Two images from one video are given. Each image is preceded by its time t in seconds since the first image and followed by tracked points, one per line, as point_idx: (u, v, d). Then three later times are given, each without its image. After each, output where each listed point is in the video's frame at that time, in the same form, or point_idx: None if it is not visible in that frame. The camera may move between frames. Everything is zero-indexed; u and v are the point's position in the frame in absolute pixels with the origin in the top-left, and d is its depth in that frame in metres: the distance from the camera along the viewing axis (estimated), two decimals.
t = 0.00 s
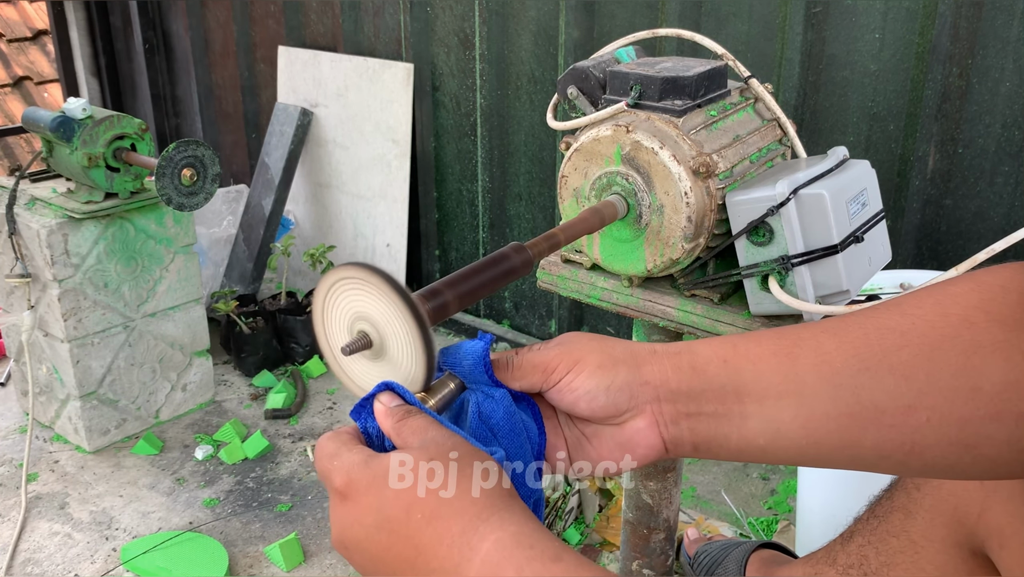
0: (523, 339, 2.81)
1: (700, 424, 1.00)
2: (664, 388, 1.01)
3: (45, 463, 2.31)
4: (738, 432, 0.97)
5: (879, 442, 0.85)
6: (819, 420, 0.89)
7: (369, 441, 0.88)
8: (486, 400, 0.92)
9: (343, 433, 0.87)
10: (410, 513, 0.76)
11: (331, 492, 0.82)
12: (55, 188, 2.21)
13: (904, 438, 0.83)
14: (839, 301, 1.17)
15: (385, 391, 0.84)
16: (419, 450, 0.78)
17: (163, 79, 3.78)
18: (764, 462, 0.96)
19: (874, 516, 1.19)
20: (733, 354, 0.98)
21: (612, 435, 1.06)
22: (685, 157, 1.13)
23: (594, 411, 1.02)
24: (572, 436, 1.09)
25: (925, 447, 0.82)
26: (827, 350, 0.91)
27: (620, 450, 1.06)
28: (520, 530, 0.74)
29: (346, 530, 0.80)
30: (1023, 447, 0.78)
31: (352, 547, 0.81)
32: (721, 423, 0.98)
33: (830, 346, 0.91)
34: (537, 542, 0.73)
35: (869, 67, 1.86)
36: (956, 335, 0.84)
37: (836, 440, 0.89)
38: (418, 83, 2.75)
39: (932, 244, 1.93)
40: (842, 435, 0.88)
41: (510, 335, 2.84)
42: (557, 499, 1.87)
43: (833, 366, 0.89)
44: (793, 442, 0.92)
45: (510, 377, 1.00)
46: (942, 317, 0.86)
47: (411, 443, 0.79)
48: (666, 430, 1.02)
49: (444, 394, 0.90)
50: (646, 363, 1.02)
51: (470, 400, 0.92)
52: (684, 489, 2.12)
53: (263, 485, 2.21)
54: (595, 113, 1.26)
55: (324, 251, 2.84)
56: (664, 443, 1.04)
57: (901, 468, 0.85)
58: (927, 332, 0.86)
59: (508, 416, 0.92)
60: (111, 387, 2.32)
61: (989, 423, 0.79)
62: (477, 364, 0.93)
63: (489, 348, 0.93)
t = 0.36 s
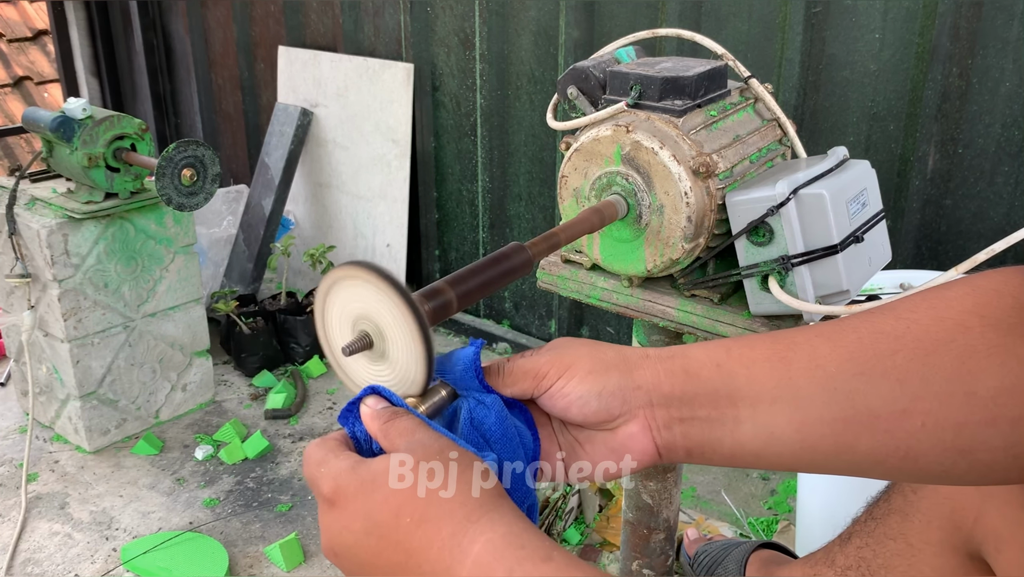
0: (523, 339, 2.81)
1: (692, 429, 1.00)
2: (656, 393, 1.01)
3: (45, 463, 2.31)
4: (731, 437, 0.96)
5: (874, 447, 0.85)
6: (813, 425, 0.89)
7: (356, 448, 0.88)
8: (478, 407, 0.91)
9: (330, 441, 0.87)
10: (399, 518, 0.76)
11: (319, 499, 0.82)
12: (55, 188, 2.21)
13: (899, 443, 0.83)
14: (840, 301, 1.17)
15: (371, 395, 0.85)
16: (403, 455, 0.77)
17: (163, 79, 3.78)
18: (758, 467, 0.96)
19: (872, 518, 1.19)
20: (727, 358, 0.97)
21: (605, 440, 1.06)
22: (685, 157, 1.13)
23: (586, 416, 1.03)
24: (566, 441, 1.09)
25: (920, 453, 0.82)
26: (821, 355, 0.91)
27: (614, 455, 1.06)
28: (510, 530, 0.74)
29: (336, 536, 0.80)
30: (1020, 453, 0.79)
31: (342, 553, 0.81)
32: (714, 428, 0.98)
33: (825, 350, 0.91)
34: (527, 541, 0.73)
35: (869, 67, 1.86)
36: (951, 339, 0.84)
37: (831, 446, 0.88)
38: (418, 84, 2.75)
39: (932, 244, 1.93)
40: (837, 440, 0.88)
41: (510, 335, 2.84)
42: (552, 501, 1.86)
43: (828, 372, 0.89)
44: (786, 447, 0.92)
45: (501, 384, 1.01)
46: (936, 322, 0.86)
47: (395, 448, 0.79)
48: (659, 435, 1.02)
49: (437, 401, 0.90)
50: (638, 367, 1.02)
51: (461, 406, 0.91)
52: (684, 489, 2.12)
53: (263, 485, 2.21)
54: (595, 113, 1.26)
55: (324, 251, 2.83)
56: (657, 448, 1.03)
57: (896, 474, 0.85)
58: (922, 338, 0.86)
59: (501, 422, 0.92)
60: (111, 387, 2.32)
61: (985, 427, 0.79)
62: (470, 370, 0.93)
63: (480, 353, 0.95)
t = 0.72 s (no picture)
0: (523, 339, 2.81)
1: (688, 432, 0.99)
2: (651, 396, 1.01)
3: (46, 462, 2.31)
4: (726, 440, 0.97)
5: (869, 451, 0.85)
6: (810, 428, 0.90)
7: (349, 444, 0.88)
8: (471, 406, 0.90)
9: (325, 439, 0.86)
10: (395, 516, 0.76)
11: (315, 498, 0.82)
12: (55, 188, 2.21)
13: (894, 446, 0.83)
14: (840, 301, 1.17)
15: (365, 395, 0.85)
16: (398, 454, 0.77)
17: (163, 79, 3.78)
18: (754, 472, 0.96)
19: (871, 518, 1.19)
20: (722, 362, 0.98)
21: (599, 443, 1.06)
22: (686, 157, 1.13)
23: (581, 417, 1.02)
24: (563, 444, 1.10)
25: (916, 456, 0.82)
26: (817, 358, 0.92)
27: (610, 459, 1.06)
28: (506, 528, 0.74)
29: (331, 534, 0.80)
30: (1017, 457, 0.78)
31: (338, 551, 0.81)
32: (710, 431, 0.98)
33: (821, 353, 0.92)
34: (524, 539, 0.74)
35: (869, 67, 1.87)
36: (947, 343, 0.84)
37: (828, 449, 0.89)
38: (418, 83, 2.75)
39: (933, 244, 1.93)
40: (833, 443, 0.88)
41: (510, 335, 2.84)
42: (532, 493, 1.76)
43: (824, 374, 0.90)
44: (782, 450, 0.92)
45: (495, 384, 1.01)
46: (933, 325, 0.87)
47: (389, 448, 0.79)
48: (653, 437, 1.02)
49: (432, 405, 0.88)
50: (633, 370, 1.02)
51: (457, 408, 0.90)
52: (684, 488, 2.12)
53: (263, 485, 2.21)
54: (595, 113, 1.26)
55: (324, 251, 2.83)
56: (651, 452, 1.04)
57: (893, 478, 0.85)
58: (917, 341, 0.86)
59: (494, 421, 0.90)
60: (111, 387, 2.32)
61: (981, 432, 0.79)
62: (463, 369, 0.92)
63: (474, 352, 0.93)
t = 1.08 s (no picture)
0: (523, 339, 2.81)
1: (700, 427, 0.99)
2: (664, 390, 1.00)
3: (45, 462, 2.31)
4: (738, 435, 0.96)
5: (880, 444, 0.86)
6: (821, 422, 0.90)
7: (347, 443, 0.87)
8: (480, 405, 0.89)
9: (319, 437, 0.86)
10: (383, 513, 0.76)
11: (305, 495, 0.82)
12: (55, 188, 2.21)
13: (907, 441, 0.84)
14: (839, 301, 1.17)
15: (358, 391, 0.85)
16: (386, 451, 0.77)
17: (163, 79, 3.78)
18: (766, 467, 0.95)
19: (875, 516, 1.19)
20: (735, 356, 0.97)
21: (612, 439, 1.05)
22: (685, 157, 1.13)
23: (594, 413, 1.02)
24: (573, 442, 1.08)
25: (928, 452, 0.83)
26: (830, 352, 0.91)
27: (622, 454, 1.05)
28: (492, 521, 0.75)
29: (322, 531, 0.80)
30: None
31: (329, 548, 0.81)
32: (722, 426, 0.98)
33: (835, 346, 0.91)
34: (508, 532, 0.74)
35: (869, 67, 1.86)
36: (960, 339, 0.84)
37: (841, 443, 0.88)
38: (418, 83, 2.75)
39: (932, 244, 1.92)
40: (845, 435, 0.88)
41: (510, 335, 2.84)
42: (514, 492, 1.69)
43: (835, 367, 0.89)
44: (794, 445, 0.92)
45: (506, 380, 1.02)
46: (945, 320, 0.86)
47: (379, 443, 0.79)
48: (666, 432, 1.02)
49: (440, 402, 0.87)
50: (645, 363, 1.02)
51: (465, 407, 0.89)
52: (684, 489, 2.12)
53: (263, 485, 2.21)
54: (595, 113, 1.26)
55: (324, 251, 2.83)
56: (664, 446, 1.02)
57: (903, 472, 0.85)
58: (929, 335, 0.86)
59: (502, 422, 0.90)
60: (111, 387, 2.32)
61: (993, 426, 0.80)
62: (472, 367, 0.93)
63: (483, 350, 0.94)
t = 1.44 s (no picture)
0: (523, 339, 2.81)
1: (697, 426, 0.97)
2: (656, 389, 0.98)
3: (45, 462, 2.31)
4: (736, 434, 0.94)
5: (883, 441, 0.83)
6: (826, 420, 0.86)
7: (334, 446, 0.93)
8: (461, 418, 0.91)
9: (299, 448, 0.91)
10: (323, 501, 0.79)
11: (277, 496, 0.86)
12: (55, 188, 2.21)
13: (913, 437, 0.81)
14: (840, 301, 1.17)
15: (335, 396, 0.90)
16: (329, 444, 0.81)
17: (163, 79, 3.78)
18: (767, 466, 0.93)
19: (875, 515, 1.19)
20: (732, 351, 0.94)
21: (607, 441, 1.05)
22: (686, 156, 1.13)
23: (582, 418, 1.02)
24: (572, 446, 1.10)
25: (934, 447, 0.80)
26: (833, 347, 0.88)
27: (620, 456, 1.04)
28: (411, 496, 0.75)
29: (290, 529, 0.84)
30: None
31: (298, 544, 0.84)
32: (722, 423, 0.95)
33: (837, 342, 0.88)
34: (426, 504, 0.74)
35: (869, 67, 1.87)
36: (965, 335, 0.82)
37: (846, 440, 0.85)
38: (419, 83, 2.76)
39: (932, 244, 1.93)
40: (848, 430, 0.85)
41: (510, 335, 2.84)
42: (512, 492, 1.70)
43: (840, 365, 0.86)
44: (797, 442, 0.89)
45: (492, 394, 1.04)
46: (948, 315, 0.84)
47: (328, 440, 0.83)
48: (661, 432, 1.00)
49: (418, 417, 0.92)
50: (631, 363, 1.00)
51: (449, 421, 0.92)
52: (684, 489, 2.12)
53: (263, 485, 2.21)
54: (595, 113, 1.26)
55: (325, 251, 2.83)
56: (658, 446, 1.01)
57: (910, 470, 0.82)
58: (934, 332, 0.83)
59: (479, 434, 0.90)
60: (111, 387, 2.32)
61: (999, 421, 0.78)
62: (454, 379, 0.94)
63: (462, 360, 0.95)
